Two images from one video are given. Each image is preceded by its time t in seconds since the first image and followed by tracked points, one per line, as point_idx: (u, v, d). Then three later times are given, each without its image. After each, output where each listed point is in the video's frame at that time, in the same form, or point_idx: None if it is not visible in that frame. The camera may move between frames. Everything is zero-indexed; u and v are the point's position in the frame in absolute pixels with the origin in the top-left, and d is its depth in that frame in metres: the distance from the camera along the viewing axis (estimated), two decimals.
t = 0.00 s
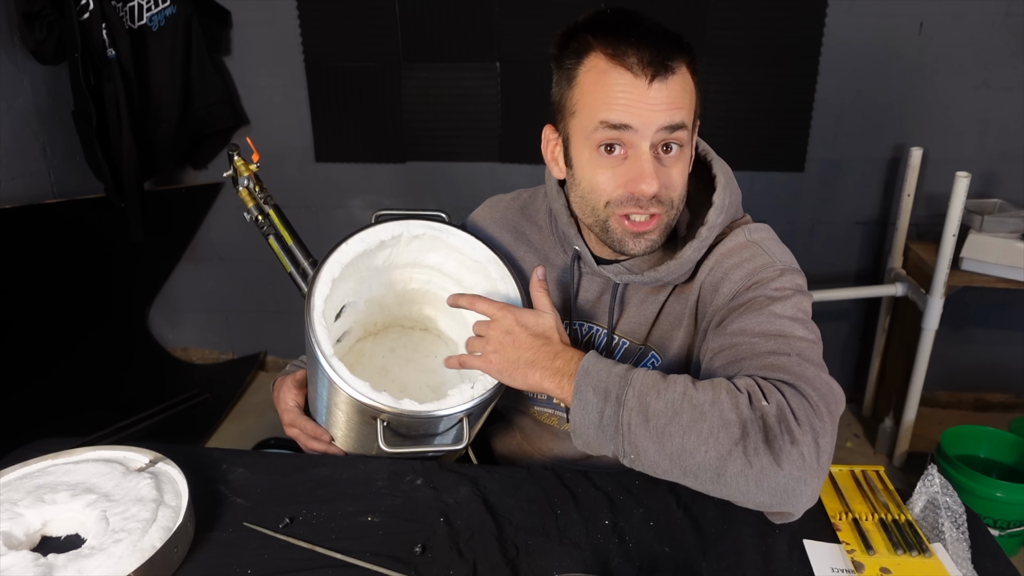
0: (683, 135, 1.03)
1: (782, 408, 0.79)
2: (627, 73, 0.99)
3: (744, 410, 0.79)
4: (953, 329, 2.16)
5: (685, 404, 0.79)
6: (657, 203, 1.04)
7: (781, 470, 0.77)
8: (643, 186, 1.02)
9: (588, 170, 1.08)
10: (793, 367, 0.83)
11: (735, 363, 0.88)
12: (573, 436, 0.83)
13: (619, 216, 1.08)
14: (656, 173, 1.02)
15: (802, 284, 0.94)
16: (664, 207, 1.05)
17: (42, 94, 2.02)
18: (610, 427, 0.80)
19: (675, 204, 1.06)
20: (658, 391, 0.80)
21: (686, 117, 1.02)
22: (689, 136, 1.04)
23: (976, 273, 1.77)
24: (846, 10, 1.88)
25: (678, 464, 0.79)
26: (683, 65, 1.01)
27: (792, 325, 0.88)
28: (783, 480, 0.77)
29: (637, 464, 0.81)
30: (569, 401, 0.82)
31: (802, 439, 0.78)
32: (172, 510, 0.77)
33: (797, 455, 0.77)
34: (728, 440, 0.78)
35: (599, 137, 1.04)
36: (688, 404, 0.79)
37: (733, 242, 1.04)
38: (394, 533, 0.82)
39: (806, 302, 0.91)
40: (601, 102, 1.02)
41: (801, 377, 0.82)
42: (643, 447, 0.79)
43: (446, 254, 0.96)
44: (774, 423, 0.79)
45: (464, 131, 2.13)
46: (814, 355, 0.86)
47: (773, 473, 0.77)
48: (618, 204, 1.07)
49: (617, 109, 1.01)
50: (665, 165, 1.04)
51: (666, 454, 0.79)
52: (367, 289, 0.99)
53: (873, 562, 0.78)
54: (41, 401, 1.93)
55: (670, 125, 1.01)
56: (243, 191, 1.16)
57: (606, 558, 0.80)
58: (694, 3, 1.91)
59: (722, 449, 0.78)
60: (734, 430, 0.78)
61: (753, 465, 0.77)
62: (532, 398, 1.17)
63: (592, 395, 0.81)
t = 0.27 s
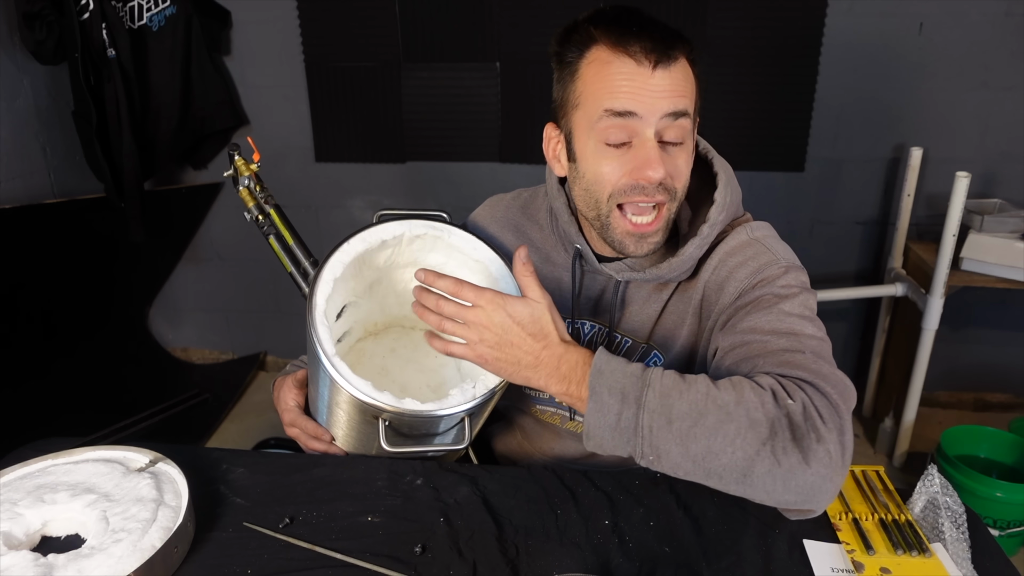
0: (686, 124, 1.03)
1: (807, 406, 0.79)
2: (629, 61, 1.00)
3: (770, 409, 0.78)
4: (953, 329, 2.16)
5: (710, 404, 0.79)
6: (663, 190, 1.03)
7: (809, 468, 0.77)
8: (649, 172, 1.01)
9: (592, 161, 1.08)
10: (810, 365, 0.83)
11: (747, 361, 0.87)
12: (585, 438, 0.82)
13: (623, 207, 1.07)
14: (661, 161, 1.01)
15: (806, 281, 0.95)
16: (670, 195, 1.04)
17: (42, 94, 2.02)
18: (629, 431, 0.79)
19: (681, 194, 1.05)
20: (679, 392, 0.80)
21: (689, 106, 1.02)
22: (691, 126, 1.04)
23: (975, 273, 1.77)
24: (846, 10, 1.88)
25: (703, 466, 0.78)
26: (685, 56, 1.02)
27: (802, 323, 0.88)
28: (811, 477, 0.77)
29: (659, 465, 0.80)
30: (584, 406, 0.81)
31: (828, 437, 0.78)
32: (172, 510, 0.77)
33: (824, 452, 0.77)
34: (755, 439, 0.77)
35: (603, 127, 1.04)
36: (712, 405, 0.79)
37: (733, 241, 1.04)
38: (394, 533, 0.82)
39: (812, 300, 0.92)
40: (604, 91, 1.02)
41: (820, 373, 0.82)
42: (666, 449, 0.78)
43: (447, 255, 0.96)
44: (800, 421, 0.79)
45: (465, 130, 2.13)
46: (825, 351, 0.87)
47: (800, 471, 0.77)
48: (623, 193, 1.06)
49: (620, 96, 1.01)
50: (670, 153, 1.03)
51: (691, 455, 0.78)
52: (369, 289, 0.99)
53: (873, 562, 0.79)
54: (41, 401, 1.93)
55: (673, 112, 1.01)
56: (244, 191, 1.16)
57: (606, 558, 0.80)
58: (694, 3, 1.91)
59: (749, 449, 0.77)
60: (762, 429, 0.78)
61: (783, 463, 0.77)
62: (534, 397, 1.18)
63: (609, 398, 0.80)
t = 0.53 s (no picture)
0: (674, 121, 1.03)
1: (862, 403, 0.77)
2: (615, 59, 1.00)
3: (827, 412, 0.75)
4: (953, 329, 2.16)
5: (767, 422, 0.74)
6: (650, 185, 1.04)
7: (877, 465, 0.74)
8: (635, 169, 1.02)
9: (580, 158, 1.08)
10: (849, 357, 0.80)
11: (783, 362, 0.84)
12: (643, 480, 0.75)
13: (611, 202, 1.08)
14: (647, 158, 1.02)
15: (812, 273, 0.96)
16: (657, 190, 1.05)
17: (42, 94, 2.02)
18: (692, 466, 0.73)
19: (668, 189, 1.05)
20: (734, 417, 0.75)
21: (677, 103, 1.02)
22: (680, 121, 1.04)
23: (975, 273, 1.77)
24: (846, 10, 1.88)
25: (772, 486, 0.74)
26: (674, 53, 1.02)
27: (823, 315, 0.87)
28: (881, 473, 0.74)
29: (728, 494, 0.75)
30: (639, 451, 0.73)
31: (888, 429, 0.76)
32: (172, 510, 0.77)
33: (890, 442, 0.75)
34: (820, 448, 0.74)
35: (590, 123, 1.05)
36: (771, 423, 0.74)
37: (733, 241, 1.05)
38: (394, 533, 0.82)
39: (824, 291, 0.92)
40: (591, 88, 1.02)
41: (864, 364, 0.80)
42: (734, 477, 0.73)
43: (446, 253, 0.96)
44: (858, 419, 0.76)
45: (465, 130, 2.13)
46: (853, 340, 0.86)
47: (870, 469, 0.74)
48: (610, 188, 1.07)
49: (607, 94, 1.01)
50: (656, 149, 1.03)
51: (758, 476, 0.73)
52: (367, 289, 0.99)
53: (873, 562, 0.78)
54: (41, 401, 1.93)
55: (660, 109, 1.01)
56: (243, 192, 1.16)
57: (606, 558, 0.80)
58: (694, 3, 1.91)
59: (816, 459, 0.74)
60: (825, 435, 0.75)
61: (852, 463, 0.74)
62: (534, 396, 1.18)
63: (665, 434, 0.73)
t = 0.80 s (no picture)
0: (668, 119, 1.03)
1: (898, 395, 0.79)
2: (608, 57, 1.00)
3: (869, 404, 0.77)
4: (953, 329, 2.16)
5: (815, 409, 0.75)
6: (643, 184, 1.03)
7: (919, 456, 0.75)
8: (628, 167, 1.02)
9: (574, 158, 1.08)
10: (878, 353, 0.82)
11: (811, 359, 0.85)
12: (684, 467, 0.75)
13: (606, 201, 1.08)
14: (640, 155, 1.02)
15: (820, 273, 0.98)
16: (651, 189, 1.04)
17: (42, 94, 2.02)
18: (740, 450, 0.73)
19: (662, 188, 1.05)
20: (781, 401, 0.76)
21: (670, 101, 1.02)
22: (673, 120, 1.03)
23: (975, 274, 1.77)
24: (846, 10, 1.88)
25: (817, 473, 0.74)
26: (666, 51, 1.02)
27: (838, 314, 0.89)
28: (925, 465, 0.75)
29: (768, 482, 0.75)
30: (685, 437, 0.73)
31: (925, 421, 0.78)
32: (172, 510, 0.77)
33: (932, 436, 0.77)
34: (866, 437, 0.75)
35: (583, 122, 1.05)
36: (818, 410, 0.75)
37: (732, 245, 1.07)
38: (394, 533, 0.82)
39: (834, 290, 0.94)
40: (584, 87, 1.03)
41: (891, 360, 0.82)
42: (780, 462, 0.74)
43: (446, 253, 0.96)
44: (897, 411, 0.78)
45: (464, 130, 2.13)
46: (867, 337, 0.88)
47: (913, 460, 0.75)
48: (604, 187, 1.06)
49: (600, 93, 1.01)
50: (650, 148, 1.03)
51: (806, 462, 0.74)
52: (367, 289, 0.99)
53: (873, 562, 0.78)
54: (42, 401, 1.93)
55: (653, 107, 1.01)
56: (243, 193, 1.16)
57: (606, 558, 0.80)
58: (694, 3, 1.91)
59: (863, 448, 0.74)
60: (870, 425, 0.76)
61: (897, 455, 0.75)
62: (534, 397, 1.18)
63: (717, 420, 0.73)
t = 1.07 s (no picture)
0: (663, 137, 1.02)
1: (925, 385, 0.82)
2: (604, 74, 0.99)
3: (904, 388, 0.80)
4: (952, 329, 2.16)
5: (865, 387, 0.77)
6: (637, 202, 1.03)
7: (949, 444, 0.79)
8: (621, 187, 1.02)
9: (569, 171, 1.08)
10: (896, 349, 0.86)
11: (835, 352, 0.86)
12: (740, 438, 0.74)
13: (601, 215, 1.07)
14: (634, 174, 1.01)
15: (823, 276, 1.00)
16: (645, 206, 1.04)
17: (42, 94, 2.02)
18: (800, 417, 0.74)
19: (656, 204, 1.05)
20: (835, 377, 0.77)
21: (666, 119, 1.01)
22: (669, 137, 1.02)
23: (975, 273, 1.77)
24: (846, 10, 1.88)
25: (864, 452, 0.76)
26: (664, 66, 1.01)
27: (847, 316, 0.92)
28: (954, 453, 0.79)
29: (815, 460, 0.76)
30: (748, 403, 0.74)
31: (950, 411, 0.82)
32: (172, 510, 0.77)
33: (959, 427, 0.80)
34: (909, 418, 0.77)
35: (577, 139, 1.04)
36: (868, 388, 0.77)
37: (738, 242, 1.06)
38: (394, 533, 0.82)
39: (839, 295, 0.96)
40: (579, 104, 1.02)
41: (909, 356, 0.85)
42: (835, 437, 0.75)
43: (446, 253, 0.96)
44: (927, 400, 0.81)
45: (464, 130, 2.13)
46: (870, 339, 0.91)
47: (947, 447, 0.78)
48: (598, 204, 1.06)
49: (595, 111, 1.00)
50: (644, 165, 1.02)
51: (857, 439, 0.75)
52: (367, 289, 0.99)
53: (873, 562, 0.78)
54: (42, 401, 1.93)
55: (648, 126, 1.00)
56: (243, 192, 1.16)
57: (606, 558, 0.80)
58: (694, 3, 1.91)
59: (906, 431, 0.77)
60: (909, 409, 0.78)
61: (933, 442, 0.77)
62: (534, 395, 1.20)
63: (779, 386, 0.74)
